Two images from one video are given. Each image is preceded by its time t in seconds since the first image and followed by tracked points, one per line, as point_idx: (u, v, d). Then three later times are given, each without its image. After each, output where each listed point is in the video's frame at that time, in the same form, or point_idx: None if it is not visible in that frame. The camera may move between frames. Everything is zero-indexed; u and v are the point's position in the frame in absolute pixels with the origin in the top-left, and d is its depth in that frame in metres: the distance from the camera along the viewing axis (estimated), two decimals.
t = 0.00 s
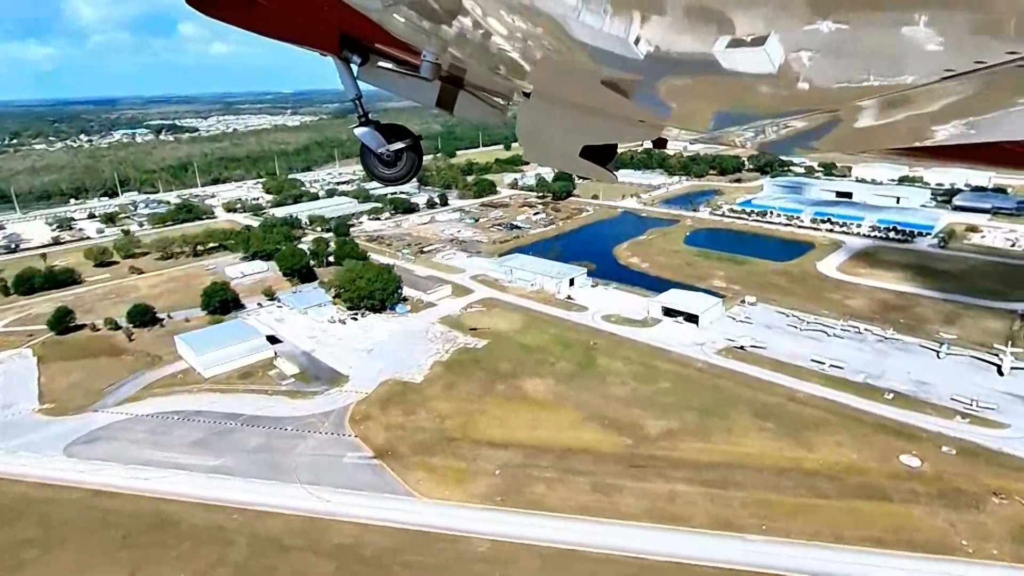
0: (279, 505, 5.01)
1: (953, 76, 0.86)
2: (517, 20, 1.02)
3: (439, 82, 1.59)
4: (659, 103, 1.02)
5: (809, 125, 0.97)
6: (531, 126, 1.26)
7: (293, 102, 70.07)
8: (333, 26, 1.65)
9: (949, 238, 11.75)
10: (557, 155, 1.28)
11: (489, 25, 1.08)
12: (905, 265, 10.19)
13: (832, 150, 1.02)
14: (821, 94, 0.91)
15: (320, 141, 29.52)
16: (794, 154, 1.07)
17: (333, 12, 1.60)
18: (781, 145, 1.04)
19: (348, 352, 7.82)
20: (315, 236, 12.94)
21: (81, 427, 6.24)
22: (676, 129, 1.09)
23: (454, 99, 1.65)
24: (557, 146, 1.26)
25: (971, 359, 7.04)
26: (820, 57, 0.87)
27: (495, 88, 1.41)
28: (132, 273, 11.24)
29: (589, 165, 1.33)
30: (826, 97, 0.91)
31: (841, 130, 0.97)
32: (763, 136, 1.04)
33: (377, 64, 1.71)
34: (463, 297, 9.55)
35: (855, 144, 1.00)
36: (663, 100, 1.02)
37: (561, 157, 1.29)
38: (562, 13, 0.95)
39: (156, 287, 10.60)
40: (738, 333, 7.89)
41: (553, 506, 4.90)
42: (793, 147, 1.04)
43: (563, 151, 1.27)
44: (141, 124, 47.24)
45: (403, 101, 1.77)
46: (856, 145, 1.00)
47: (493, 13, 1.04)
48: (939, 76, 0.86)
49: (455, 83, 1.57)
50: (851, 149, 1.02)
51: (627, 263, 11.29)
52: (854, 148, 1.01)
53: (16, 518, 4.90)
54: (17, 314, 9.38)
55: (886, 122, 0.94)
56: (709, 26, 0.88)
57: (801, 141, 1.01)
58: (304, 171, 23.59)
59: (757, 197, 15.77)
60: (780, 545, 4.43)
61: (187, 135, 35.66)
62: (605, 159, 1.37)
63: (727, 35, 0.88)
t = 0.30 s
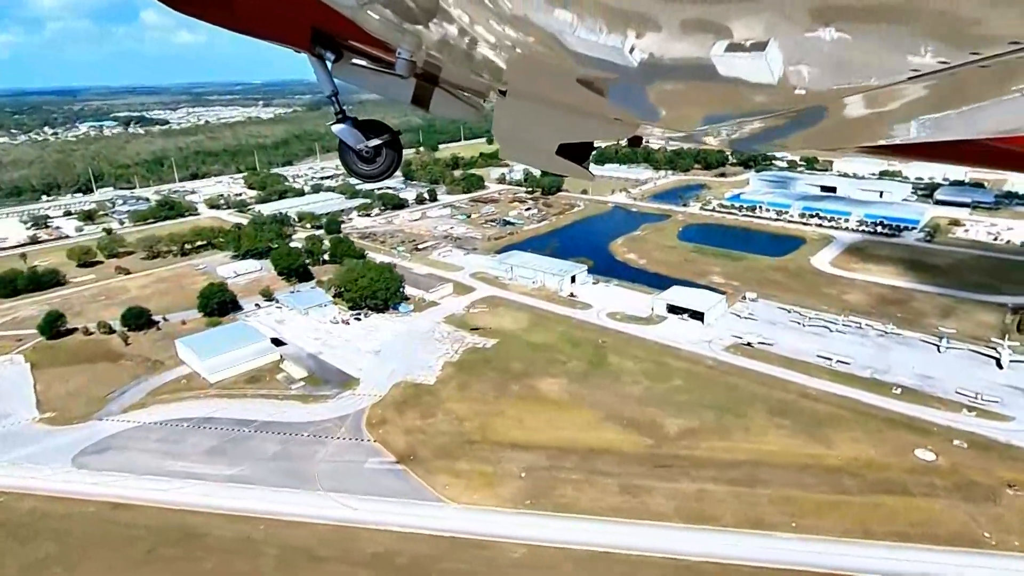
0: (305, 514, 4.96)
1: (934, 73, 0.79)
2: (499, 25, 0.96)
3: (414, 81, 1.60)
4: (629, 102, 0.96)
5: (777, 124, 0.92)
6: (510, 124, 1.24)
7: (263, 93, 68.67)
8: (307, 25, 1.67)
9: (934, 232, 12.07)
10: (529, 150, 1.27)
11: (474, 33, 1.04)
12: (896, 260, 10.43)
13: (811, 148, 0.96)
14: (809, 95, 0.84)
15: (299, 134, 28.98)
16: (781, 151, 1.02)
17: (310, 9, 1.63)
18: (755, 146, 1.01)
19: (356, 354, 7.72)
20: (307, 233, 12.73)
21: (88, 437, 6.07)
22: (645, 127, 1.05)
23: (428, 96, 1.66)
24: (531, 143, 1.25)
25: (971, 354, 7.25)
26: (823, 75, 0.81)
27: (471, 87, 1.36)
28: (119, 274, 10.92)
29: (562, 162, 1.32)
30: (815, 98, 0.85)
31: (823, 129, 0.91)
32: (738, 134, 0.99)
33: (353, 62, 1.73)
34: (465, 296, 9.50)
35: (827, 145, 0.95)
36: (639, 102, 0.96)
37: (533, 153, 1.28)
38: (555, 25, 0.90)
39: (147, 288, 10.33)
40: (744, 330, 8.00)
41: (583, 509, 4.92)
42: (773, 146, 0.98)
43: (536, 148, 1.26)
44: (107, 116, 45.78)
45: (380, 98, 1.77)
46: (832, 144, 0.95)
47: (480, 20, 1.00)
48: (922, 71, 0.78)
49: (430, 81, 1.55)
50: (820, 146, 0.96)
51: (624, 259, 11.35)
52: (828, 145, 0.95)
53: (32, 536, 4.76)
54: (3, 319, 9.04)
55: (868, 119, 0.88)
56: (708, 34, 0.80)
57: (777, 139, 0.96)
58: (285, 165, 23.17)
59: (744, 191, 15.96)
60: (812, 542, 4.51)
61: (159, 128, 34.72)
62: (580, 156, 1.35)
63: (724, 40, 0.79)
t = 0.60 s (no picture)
0: (335, 521, 4.90)
1: (909, 76, 0.71)
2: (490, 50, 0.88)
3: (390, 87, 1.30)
4: (613, 114, 0.89)
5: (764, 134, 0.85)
6: (486, 132, 1.10)
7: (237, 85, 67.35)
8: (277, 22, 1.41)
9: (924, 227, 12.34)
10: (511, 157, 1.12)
11: (462, 58, 0.94)
12: (891, 255, 10.66)
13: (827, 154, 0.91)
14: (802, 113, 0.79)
15: (281, 128, 28.53)
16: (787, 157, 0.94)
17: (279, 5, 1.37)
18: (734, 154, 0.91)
19: (368, 356, 7.65)
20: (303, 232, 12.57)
21: (101, 446, 5.94)
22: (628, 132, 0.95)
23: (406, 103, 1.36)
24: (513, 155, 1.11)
25: (974, 349, 7.45)
26: (821, 95, 0.74)
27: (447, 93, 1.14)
28: (112, 274, 10.66)
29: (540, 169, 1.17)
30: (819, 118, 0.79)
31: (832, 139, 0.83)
32: (703, 136, 0.90)
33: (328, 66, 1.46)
34: (471, 295, 9.47)
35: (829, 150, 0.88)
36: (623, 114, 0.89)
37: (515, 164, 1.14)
38: (551, 54, 0.83)
39: (142, 288, 10.10)
40: (753, 328, 8.10)
41: (615, 511, 4.95)
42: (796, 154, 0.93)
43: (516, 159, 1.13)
44: (76, 108, 44.50)
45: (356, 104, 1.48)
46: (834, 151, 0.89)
47: (470, 45, 0.89)
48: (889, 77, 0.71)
49: (406, 87, 1.27)
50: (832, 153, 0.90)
51: (623, 256, 11.41)
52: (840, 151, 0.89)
53: (56, 551, 4.67)
54: None
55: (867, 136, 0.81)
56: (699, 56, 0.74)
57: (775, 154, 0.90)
58: (270, 160, 22.81)
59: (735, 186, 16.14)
60: (843, 539, 4.60)
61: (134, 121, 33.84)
62: (560, 162, 1.20)
63: (720, 60, 0.73)
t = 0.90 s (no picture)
0: (373, 526, 4.90)
1: (885, 76, 0.84)
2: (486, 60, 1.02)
3: (368, 90, 1.57)
4: (598, 117, 1.03)
5: (742, 128, 0.95)
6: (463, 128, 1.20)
7: (214, 78, 66.10)
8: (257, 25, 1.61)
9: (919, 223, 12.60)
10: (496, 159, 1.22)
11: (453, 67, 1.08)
12: (890, 251, 10.86)
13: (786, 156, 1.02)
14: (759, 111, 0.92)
15: (266, 122, 28.09)
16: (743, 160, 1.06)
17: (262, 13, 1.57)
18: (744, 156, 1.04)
19: (385, 357, 7.62)
20: (303, 230, 12.42)
21: (123, 453, 5.86)
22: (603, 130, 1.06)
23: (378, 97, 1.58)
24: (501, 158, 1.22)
25: (980, 344, 7.65)
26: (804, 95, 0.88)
27: (428, 91, 1.29)
28: (111, 275, 10.44)
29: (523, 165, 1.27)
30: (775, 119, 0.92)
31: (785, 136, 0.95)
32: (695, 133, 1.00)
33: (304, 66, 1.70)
34: (481, 294, 9.48)
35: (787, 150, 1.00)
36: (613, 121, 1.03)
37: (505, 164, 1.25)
38: (552, 68, 0.96)
39: (144, 289, 9.91)
40: (765, 325, 8.23)
41: (651, 510, 5.01)
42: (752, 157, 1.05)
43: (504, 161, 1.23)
44: (49, 100, 43.26)
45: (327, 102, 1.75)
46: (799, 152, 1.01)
47: (468, 54, 1.03)
48: (863, 80, 0.85)
49: (385, 86, 1.47)
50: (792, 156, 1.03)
51: (626, 252, 11.46)
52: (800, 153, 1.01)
53: (92, 560, 4.62)
54: None
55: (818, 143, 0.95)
56: (707, 66, 0.88)
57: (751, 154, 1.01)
58: (258, 156, 22.45)
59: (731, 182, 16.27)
60: (877, 534, 4.72)
61: (112, 115, 33.03)
62: (539, 160, 1.29)
63: (727, 73, 0.88)
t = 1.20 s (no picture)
0: (410, 529, 4.92)
1: (861, 75, 0.88)
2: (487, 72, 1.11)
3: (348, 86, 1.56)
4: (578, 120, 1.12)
5: (741, 130, 1.00)
6: (447, 124, 1.28)
7: (192, 69, 64.83)
8: (228, 19, 1.53)
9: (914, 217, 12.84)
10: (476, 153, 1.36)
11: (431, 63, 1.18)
12: (889, 246, 11.06)
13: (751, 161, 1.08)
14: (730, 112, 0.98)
15: (253, 116, 27.68)
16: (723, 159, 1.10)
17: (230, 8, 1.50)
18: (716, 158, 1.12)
19: (403, 357, 7.61)
20: (305, 228, 12.31)
21: (148, 458, 5.80)
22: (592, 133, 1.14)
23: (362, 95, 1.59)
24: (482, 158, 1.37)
25: (986, 338, 7.84)
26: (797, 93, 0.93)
27: (407, 91, 1.38)
28: (112, 275, 10.26)
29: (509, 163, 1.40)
30: (737, 123, 0.99)
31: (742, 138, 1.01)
32: (694, 131, 1.04)
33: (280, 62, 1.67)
34: (492, 291, 9.48)
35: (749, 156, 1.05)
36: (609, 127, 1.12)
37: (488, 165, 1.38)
38: (552, 77, 1.08)
39: (148, 289, 9.76)
40: (776, 320, 8.36)
41: (685, 508, 5.09)
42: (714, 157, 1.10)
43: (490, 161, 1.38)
44: (23, 92, 42.13)
45: (304, 98, 1.79)
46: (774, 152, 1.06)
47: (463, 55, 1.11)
48: (838, 77, 0.90)
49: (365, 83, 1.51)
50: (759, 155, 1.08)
51: (630, 247, 11.53)
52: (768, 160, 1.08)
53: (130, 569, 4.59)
54: None
55: (814, 128, 0.97)
56: (715, 78, 0.94)
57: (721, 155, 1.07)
58: (248, 151, 22.14)
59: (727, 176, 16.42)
60: (907, 527, 4.85)
61: (92, 108, 32.31)
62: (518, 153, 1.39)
63: (735, 87, 0.95)
